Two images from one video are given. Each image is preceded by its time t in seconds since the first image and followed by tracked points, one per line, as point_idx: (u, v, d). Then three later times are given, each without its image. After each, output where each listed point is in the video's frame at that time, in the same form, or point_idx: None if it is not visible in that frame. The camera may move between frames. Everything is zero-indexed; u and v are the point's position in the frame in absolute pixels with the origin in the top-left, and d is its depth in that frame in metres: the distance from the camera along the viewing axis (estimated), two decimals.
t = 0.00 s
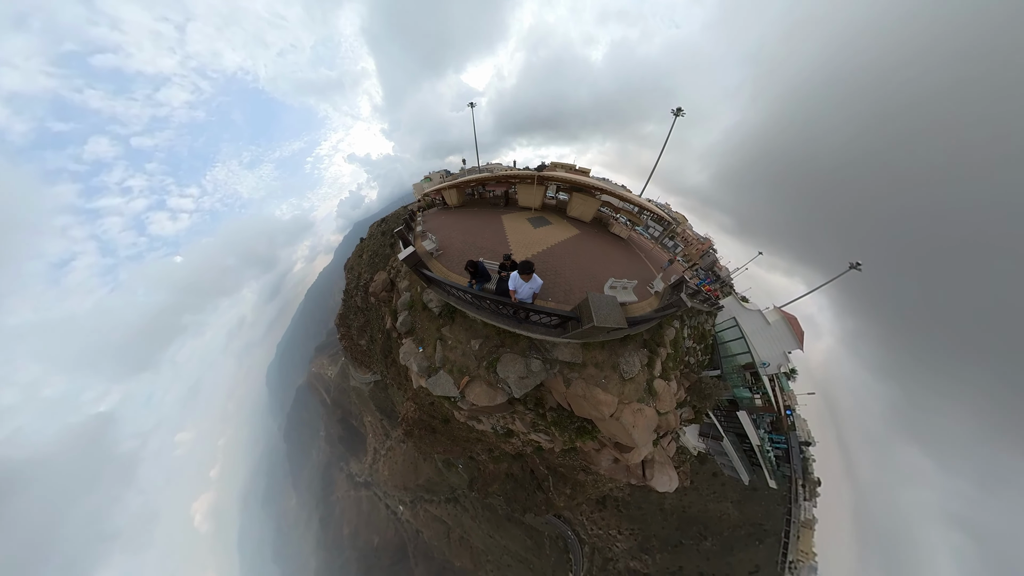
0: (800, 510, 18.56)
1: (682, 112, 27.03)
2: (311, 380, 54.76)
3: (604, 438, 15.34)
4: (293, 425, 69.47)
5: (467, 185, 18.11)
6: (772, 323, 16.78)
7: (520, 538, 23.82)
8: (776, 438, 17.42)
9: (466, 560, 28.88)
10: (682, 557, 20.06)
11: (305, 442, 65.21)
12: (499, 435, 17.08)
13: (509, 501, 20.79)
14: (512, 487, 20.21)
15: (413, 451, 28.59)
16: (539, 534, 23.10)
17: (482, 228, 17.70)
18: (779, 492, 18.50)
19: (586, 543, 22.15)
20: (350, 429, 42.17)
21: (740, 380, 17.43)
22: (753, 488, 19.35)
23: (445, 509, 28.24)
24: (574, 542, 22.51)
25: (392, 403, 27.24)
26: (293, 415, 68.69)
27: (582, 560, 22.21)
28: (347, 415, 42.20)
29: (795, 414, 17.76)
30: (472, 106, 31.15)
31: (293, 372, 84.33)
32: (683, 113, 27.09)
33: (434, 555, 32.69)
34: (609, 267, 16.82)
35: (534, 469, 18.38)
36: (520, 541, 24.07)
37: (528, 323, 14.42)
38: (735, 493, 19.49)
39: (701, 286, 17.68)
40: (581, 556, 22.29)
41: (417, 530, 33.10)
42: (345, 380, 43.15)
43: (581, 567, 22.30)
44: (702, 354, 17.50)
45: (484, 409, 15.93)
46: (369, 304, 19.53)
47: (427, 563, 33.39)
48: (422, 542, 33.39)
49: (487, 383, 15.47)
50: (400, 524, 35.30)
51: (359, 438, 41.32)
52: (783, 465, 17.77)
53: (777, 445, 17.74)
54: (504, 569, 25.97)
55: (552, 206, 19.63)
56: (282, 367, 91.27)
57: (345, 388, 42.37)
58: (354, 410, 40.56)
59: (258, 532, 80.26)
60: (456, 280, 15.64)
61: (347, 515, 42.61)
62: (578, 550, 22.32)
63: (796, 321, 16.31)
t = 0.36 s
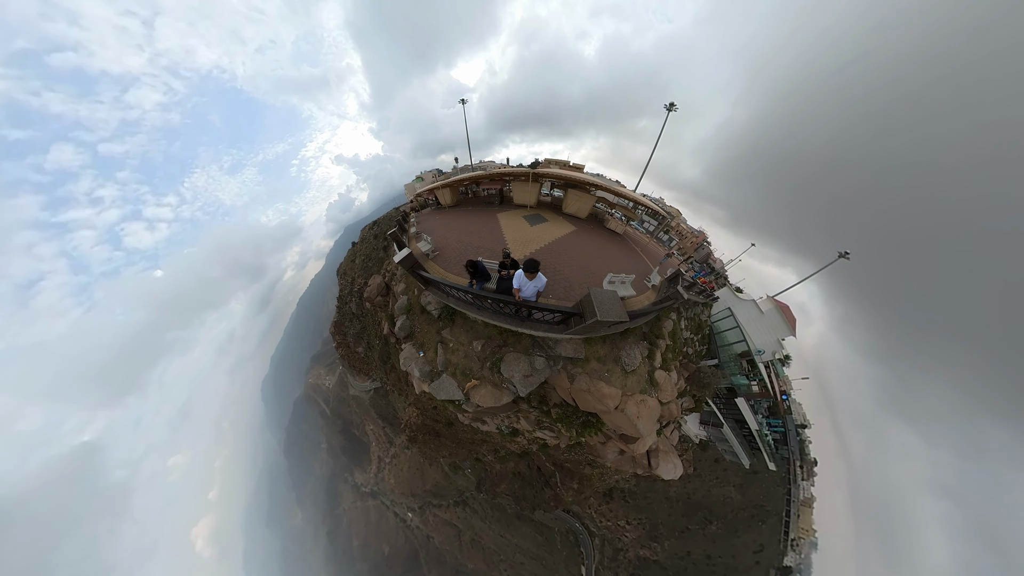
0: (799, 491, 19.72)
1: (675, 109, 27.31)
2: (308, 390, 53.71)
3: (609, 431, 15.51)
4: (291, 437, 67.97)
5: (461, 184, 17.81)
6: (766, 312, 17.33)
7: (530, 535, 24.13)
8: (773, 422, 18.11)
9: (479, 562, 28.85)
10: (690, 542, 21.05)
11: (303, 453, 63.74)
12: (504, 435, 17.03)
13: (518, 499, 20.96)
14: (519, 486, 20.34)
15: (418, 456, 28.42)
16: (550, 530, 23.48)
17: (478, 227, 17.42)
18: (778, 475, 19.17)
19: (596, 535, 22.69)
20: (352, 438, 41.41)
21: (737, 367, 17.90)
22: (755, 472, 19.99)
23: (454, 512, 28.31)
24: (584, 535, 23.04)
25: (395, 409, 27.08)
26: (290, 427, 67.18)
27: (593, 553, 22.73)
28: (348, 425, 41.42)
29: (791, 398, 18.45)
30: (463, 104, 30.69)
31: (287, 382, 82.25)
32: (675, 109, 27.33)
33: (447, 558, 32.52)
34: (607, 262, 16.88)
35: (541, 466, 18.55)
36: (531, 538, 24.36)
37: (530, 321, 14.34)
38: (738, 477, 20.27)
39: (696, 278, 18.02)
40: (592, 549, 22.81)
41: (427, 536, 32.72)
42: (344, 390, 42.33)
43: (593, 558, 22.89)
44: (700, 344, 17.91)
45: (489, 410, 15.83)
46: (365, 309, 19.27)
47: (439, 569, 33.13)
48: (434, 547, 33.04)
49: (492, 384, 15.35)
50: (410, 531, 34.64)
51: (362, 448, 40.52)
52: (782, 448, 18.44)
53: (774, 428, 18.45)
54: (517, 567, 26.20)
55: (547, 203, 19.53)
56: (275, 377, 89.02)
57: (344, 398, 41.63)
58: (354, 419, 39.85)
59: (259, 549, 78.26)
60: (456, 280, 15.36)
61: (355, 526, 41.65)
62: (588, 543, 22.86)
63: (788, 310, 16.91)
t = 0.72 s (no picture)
0: (796, 467, 21.24)
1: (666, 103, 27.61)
2: (305, 402, 52.43)
3: (615, 423, 15.71)
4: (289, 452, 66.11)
5: (453, 183, 17.49)
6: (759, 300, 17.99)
7: (544, 532, 24.63)
8: (770, 403, 19.49)
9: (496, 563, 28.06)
10: (698, 524, 22.14)
11: (302, 467, 61.96)
12: (510, 435, 16.97)
13: (528, 497, 21.11)
14: (528, 485, 20.49)
15: (425, 464, 28.11)
16: (563, 526, 24.14)
17: (473, 227, 17.13)
18: (777, 452, 20.21)
19: (608, 528, 23.49)
20: (355, 450, 40.47)
21: (733, 353, 18.56)
22: (755, 453, 21.07)
23: (466, 517, 28.27)
24: (597, 527, 23.91)
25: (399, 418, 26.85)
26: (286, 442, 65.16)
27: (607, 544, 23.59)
28: (350, 437, 40.51)
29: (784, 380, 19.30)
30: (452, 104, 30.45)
31: (279, 397, 79.44)
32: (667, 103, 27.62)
33: (463, 565, 30.52)
34: (603, 258, 16.97)
35: (549, 463, 18.70)
36: (545, 536, 24.81)
37: (532, 322, 14.25)
38: (740, 458, 21.29)
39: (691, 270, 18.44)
40: (605, 540, 23.69)
41: (439, 543, 31.90)
42: (344, 401, 41.42)
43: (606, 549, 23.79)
44: (696, 334, 18.45)
45: (494, 412, 15.70)
46: (361, 316, 18.88)
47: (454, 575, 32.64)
48: (449, 552, 31.29)
49: (496, 386, 15.24)
50: (422, 538, 32.92)
51: (366, 459, 39.53)
52: (780, 428, 19.56)
53: (771, 408, 19.68)
54: (533, 566, 26.43)
55: (541, 200, 19.46)
56: (266, 393, 85.99)
57: (345, 409, 40.77)
58: (357, 431, 39.03)
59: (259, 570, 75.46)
60: (453, 283, 15.03)
61: (366, 541, 39.31)
62: (602, 536, 23.69)
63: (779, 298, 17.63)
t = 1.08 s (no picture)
0: (793, 441, 22.28)
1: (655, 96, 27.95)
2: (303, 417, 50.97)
3: (620, 415, 15.96)
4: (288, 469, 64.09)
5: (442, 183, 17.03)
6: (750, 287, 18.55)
7: (559, 526, 25.17)
8: (765, 383, 20.12)
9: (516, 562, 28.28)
10: (706, 504, 23.28)
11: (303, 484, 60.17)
12: (517, 434, 16.93)
13: (539, 493, 21.25)
14: (538, 482, 20.61)
15: (435, 471, 27.75)
16: (577, 520, 24.90)
17: (465, 228, 16.74)
18: (774, 430, 21.10)
19: (619, 515, 24.46)
20: (361, 464, 39.51)
21: (727, 339, 19.22)
22: (753, 432, 22.08)
23: (481, 520, 28.28)
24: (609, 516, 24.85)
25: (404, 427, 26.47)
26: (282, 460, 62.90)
27: (620, 530, 24.63)
28: (355, 450, 39.61)
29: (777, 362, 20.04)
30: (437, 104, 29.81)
31: (272, 415, 76.68)
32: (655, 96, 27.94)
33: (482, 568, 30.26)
34: (599, 253, 17.02)
35: (558, 459, 18.87)
36: (561, 530, 25.38)
37: (533, 322, 14.13)
38: (740, 438, 22.25)
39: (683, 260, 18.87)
40: (618, 526, 24.77)
41: (455, 549, 31.54)
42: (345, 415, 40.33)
43: (619, 534, 24.93)
44: (692, 322, 18.91)
45: (500, 414, 15.60)
46: (355, 326, 18.36)
47: None
48: (466, 556, 30.99)
49: (501, 388, 15.14)
50: (439, 546, 32.49)
51: (373, 472, 38.66)
52: (775, 406, 20.55)
53: (767, 388, 20.43)
54: (550, 561, 26.90)
55: (533, 197, 19.29)
56: (258, 412, 82.89)
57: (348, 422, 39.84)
58: (362, 445, 38.16)
59: None
60: (449, 287, 14.67)
61: (380, 555, 38.36)
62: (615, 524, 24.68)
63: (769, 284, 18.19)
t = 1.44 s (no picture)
0: (788, 414, 23.29)
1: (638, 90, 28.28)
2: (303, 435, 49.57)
3: (624, 403, 16.22)
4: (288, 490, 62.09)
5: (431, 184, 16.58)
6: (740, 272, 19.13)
7: (574, 518, 25.65)
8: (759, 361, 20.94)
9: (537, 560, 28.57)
10: (712, 481, 24.47)
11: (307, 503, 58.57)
12: (524, 432, 16.91)
13: (551, 488, 21.51)
14: (549, 477, 20.81)
15: (446, 477, 27.45)
16: (592, 510, 25.64)
17: (456, 228, 16.33)
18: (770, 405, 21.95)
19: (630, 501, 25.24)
20: (369, 478, 38.71)
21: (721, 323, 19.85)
22: (750, 409, 23.17)
23: (498, 521, 28.34)
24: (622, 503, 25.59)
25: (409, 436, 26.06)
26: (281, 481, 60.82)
27: (633, 514, 25.56)
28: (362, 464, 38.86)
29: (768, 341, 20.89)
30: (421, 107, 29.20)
31: (266, 436, 74.01)
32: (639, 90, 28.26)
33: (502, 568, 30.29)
34: (592, 246, 17.10)
35: (567, 452, 19.07)
36: (576, 522, 25.92)
37: (533, 318, 14.02)
38: (739, 415, 23.13)
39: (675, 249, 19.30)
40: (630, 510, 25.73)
41: (474, 553, 31.44)
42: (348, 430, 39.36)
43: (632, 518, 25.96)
44: (686, 309, 19.43)
45: (507, 413, 15.50)
46: (350, 337, 17.84)
47: None
48: (484, 559, 30.97)
49: (507, 388, 15.02)
50: (456, 552, 32.34)
51: (384, 485, 37.99)
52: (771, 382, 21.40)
53: (761, 366, 21.17)
54: (568, 553, 27.40)
55: (524, 194, 19.13)
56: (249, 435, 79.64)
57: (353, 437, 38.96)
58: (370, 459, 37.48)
59: None
60: (445, 289, 14.31)
61: (397, 568, 37.83)
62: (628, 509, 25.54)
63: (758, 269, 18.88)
